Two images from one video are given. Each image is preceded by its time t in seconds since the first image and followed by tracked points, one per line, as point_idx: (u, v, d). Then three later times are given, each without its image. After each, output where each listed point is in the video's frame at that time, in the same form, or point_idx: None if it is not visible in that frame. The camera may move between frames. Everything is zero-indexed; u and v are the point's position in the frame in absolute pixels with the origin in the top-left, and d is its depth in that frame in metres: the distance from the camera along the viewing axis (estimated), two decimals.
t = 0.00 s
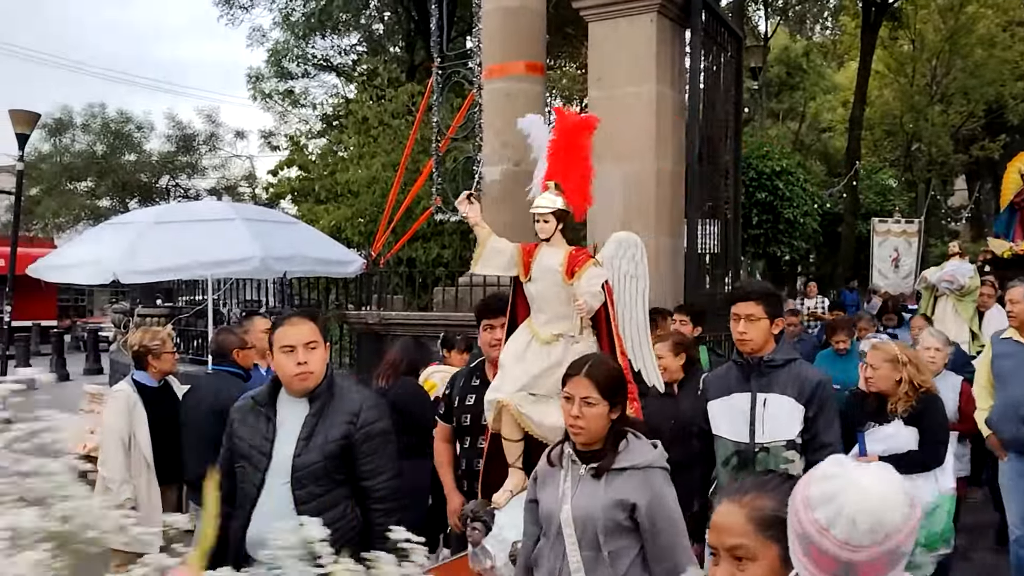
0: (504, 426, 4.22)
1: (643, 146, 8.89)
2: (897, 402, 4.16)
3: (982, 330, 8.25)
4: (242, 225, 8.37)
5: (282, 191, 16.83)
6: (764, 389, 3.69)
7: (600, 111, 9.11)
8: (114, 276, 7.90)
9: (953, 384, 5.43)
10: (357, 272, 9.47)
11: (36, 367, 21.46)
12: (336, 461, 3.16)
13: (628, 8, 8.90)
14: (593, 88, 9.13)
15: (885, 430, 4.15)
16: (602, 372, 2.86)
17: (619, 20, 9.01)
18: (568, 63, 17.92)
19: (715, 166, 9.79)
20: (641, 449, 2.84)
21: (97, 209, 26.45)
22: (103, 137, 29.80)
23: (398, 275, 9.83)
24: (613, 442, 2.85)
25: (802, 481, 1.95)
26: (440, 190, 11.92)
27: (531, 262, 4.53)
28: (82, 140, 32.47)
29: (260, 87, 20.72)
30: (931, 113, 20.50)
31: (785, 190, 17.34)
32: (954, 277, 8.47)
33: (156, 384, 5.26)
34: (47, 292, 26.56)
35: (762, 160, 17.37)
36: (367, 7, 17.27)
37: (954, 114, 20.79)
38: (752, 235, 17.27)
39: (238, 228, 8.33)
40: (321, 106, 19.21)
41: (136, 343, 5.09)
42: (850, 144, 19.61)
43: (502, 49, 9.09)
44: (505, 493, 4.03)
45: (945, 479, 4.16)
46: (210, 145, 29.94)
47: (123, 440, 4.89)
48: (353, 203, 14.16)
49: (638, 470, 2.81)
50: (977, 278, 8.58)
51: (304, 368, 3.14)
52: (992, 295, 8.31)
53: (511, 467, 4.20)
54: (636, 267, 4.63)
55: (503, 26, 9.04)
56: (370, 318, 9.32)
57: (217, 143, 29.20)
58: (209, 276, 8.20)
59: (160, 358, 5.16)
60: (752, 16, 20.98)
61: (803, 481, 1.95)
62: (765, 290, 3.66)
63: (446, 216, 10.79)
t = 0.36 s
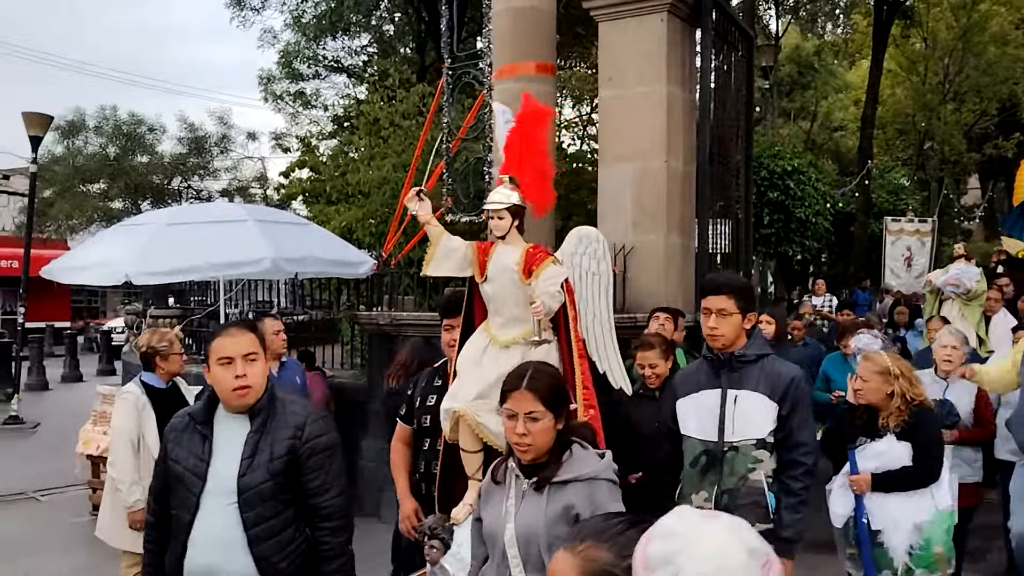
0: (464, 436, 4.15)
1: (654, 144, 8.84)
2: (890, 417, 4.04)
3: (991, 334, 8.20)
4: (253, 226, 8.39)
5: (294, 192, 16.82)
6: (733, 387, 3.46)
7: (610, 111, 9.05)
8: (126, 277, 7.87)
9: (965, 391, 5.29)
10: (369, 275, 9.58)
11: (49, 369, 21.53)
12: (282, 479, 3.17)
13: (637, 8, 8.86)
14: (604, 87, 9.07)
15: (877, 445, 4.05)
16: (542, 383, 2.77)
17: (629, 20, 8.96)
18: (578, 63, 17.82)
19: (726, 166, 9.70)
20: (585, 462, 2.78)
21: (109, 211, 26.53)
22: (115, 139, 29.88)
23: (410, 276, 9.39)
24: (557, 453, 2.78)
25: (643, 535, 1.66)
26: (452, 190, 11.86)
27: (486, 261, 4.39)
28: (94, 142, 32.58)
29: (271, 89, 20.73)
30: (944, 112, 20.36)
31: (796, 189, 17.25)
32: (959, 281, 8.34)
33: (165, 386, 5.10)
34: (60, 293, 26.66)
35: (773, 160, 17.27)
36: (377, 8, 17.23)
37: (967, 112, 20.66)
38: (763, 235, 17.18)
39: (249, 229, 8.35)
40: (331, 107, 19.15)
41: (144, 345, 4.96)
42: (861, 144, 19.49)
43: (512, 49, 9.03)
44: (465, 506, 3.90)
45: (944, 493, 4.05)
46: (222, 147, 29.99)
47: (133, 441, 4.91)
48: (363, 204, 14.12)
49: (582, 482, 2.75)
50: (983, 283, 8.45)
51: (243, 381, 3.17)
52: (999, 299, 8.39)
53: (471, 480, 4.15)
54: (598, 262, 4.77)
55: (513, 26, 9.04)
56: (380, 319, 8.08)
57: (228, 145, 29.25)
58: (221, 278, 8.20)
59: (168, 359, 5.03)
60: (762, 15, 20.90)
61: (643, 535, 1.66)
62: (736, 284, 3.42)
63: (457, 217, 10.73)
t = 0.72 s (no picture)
0: (400, 448, 4.07)
1: (653, 144, 8.80)
2: (854, 418, 3.94)
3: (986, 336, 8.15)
4: (254, 228, 8.30)
5: (296, 193, 16.79)
6: (692, 407, 3.20)
7: (610, 112, 9.02)
8: (127, 279, 7.90)
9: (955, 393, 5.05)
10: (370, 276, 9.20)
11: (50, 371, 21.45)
12: (190, 491, 2.89)
13: (637, 8, 8.83)
14: (604, 87, 9.02)
15: (844, 448, 3.95)
16: (456, 406, 2.45)
17: (629, 20, 8.93)
18: (579, 64, 17.81)
19: (726, 166, 9.63)
20: (514, 473, 2.51)
21: (110, 213, 26.49)
22: (117, 142, 29.88)
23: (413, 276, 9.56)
24: (483, 464, 2.51)
25: None
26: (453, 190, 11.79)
27: (430, 264, 4.43)
28: (95, 145, 32.57)
29: (271, 90, 20.64)
30: (944, 110, 20.35)
31: (797, 189, 17.20)
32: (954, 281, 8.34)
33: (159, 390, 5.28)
34: (62, 296, 26.59)
35: (773, 159, 17.26)
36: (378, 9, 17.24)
37: (967, 111, 20.68)
38: (764, 235, 17.14)
39: (250, 231, 8.26)
40: (332, 108, 19.12)
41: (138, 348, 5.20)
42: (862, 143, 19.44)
43: (511, 49, 9.00)
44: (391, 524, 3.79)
45: (916, 497, 4.01)
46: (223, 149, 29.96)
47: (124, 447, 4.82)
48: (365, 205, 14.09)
49: (509, 494, 2.47)
50: (977, 282, 8.49)
51: (147, 388, 2.89)
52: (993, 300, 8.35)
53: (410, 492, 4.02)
54: (549, 271, 4.64)
55: (512, 27, 8.96)
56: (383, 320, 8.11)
57: (229, 147, 29.27)
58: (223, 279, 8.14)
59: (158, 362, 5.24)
60: (763, 15, 20.96)
61: None
62: (693, 297, 3.23)
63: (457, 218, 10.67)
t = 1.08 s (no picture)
0: (318, 469, 4.10)
1: (651, 144, 8.74)
2: (820, 431, 3.84)
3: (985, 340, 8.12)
4: (251, 230, 8.14)
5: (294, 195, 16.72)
6: (641, 406, 3.04)
7: (607, 113, 8.94)
8: (125, 282, 7.89)
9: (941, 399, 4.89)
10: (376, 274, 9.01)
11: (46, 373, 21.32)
12: (91, 536, 2.49)
13: (637, 9, 8.76)
14: (601, 89, 8.96)
15: (801, 465, 3.87)
16: (384, 434, 2.39)
17: (628, 20, 8.86)
18: (577, 66, 17.76)
19: (724, 168, 9.56)
20: (436, 515, 2.39)
21: (108, 215, 26.39)
22: (116, 144, 29.82)
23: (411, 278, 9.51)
24: (405, 503, 2.41)
25: None
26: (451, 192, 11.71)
27: (345, 269, 4.38)
28: (94, 147, 32.49)
29: (270, 92, 20.58)
30: (942, 111, 20.30)
31: (795, 189, 17.11)
32: (951, 284, 8.26)
33: (149, 393, 5.23)
34: (59, 298, 26.48)
35: (772, 160, 17.22)
36: (376, 10, 17.19)
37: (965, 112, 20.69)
38: (761, 235, 17.07)
39: (247, 233, 8.12)
40: (331, 110, 19.06)
41: (126, 351, 5.08)
42: (860, 143, 19.35)
43: (510, 50, 8.92)
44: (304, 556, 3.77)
45: (873, 521, 3.85)
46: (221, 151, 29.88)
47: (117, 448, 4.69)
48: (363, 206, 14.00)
49: (428, 535, 2.35)
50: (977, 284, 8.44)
51: (47, 415, 2.54)
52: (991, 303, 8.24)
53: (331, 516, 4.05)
54: (475, 267, 4.50)
55: (510, 29, 8.91)
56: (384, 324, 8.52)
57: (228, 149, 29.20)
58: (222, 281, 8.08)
59: (149, 365, 5.09)
60: (761, 15, 20.95)
61: None
62: (641, 289, 3.07)
63: (456, 220, 10.60)
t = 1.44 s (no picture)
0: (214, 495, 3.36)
1: (630, 149, 8.67)
2: (753, 435, 3.41)
3: (960, 343, 8.16)
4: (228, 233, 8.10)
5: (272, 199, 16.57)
6: (551, 428, 2.70)
7: (585, 117, 8.86)
8: (100, 285, 7.81)
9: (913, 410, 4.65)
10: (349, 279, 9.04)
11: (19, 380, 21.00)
12: None
13: (615, 14, 8.68)
14: (579, 94, 8.88)
15: (729, 474, 3.42)
16: (265, 456, 2.02)
17: (606, 25, 8.78)
18: (557, 71, 17.73)
19: (702, 172, 9.50)
20: (325, 554, 2.07)
21: (85, 219, 26.09)
22: (92, 148, 29.51)
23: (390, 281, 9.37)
24: (293, 540, 2.07)
25: None
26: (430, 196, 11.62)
27: (251, 273, 3.70)
28: (70, 151, 32.16)
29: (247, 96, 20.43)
30: (918, 117, 20.45)
31: (773, 194, 17.13)
32: (923, 286, 8.28)
33: (126, 399, 4.82)
34: (34, 304, 26.13)
35: (750, 165, 17.25)
36: (354, 14, 17.10)
37: (941, 118, 20.87)
38: (740, 240, 17.08)
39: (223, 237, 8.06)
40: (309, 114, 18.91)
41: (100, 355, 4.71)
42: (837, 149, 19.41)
43: (488, 54, 8.84)
44: None
45: (806, 533, 3.38)
46: (199, 156, 29.62)
47: (97, 455, 4.30)
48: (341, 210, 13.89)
49: None
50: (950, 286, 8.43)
51: None
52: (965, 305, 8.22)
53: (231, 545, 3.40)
54: (395, 276, 3.92)
55: (488, 32, 8.82)
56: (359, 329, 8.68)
57: (206, 153, 28.96)
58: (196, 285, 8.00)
59: (126, 369, 4.71)
60: (739, 21, 21.07)
61: None
62: (550, 301, 2.76)
63: (434, 223, 10.48)
